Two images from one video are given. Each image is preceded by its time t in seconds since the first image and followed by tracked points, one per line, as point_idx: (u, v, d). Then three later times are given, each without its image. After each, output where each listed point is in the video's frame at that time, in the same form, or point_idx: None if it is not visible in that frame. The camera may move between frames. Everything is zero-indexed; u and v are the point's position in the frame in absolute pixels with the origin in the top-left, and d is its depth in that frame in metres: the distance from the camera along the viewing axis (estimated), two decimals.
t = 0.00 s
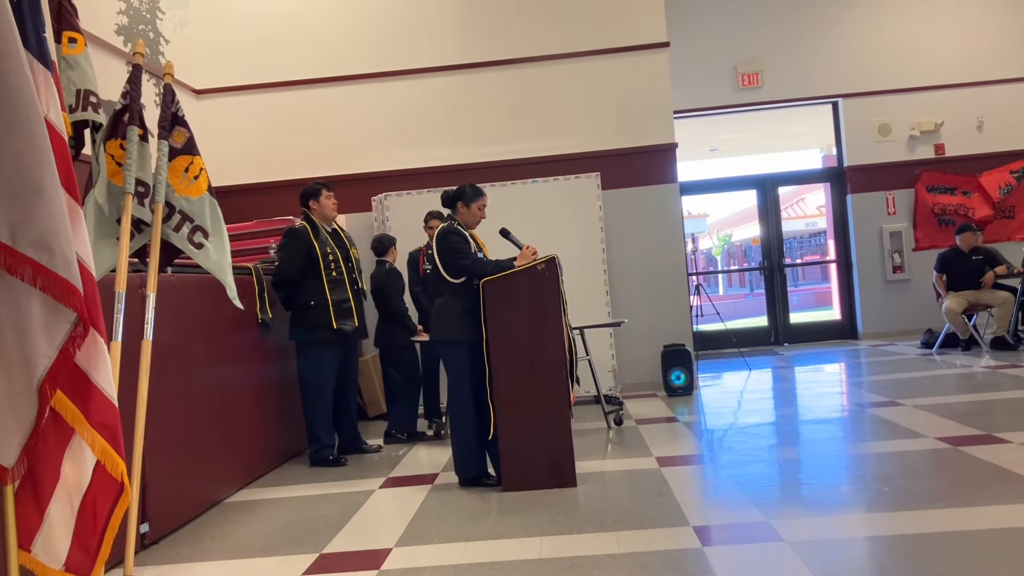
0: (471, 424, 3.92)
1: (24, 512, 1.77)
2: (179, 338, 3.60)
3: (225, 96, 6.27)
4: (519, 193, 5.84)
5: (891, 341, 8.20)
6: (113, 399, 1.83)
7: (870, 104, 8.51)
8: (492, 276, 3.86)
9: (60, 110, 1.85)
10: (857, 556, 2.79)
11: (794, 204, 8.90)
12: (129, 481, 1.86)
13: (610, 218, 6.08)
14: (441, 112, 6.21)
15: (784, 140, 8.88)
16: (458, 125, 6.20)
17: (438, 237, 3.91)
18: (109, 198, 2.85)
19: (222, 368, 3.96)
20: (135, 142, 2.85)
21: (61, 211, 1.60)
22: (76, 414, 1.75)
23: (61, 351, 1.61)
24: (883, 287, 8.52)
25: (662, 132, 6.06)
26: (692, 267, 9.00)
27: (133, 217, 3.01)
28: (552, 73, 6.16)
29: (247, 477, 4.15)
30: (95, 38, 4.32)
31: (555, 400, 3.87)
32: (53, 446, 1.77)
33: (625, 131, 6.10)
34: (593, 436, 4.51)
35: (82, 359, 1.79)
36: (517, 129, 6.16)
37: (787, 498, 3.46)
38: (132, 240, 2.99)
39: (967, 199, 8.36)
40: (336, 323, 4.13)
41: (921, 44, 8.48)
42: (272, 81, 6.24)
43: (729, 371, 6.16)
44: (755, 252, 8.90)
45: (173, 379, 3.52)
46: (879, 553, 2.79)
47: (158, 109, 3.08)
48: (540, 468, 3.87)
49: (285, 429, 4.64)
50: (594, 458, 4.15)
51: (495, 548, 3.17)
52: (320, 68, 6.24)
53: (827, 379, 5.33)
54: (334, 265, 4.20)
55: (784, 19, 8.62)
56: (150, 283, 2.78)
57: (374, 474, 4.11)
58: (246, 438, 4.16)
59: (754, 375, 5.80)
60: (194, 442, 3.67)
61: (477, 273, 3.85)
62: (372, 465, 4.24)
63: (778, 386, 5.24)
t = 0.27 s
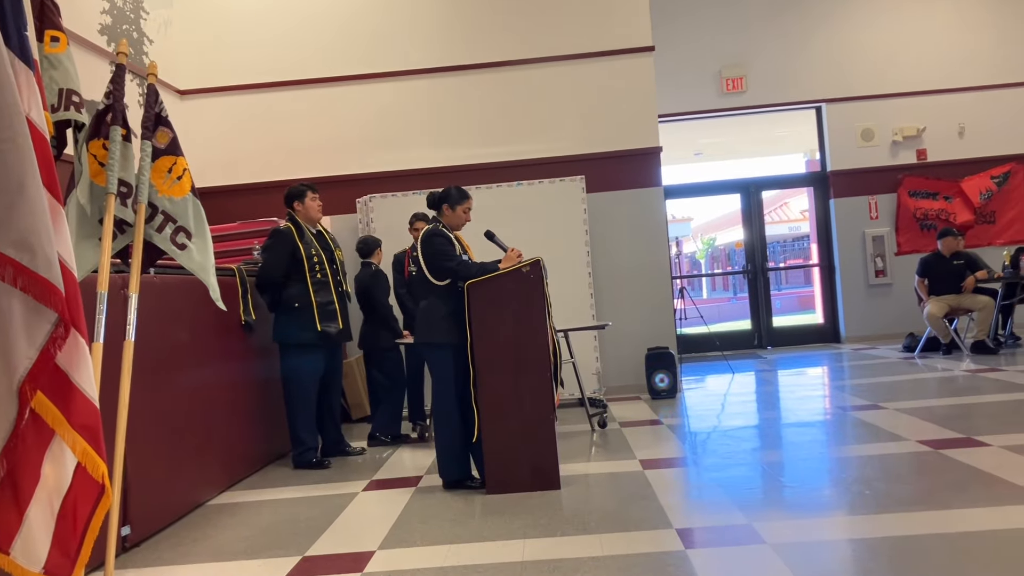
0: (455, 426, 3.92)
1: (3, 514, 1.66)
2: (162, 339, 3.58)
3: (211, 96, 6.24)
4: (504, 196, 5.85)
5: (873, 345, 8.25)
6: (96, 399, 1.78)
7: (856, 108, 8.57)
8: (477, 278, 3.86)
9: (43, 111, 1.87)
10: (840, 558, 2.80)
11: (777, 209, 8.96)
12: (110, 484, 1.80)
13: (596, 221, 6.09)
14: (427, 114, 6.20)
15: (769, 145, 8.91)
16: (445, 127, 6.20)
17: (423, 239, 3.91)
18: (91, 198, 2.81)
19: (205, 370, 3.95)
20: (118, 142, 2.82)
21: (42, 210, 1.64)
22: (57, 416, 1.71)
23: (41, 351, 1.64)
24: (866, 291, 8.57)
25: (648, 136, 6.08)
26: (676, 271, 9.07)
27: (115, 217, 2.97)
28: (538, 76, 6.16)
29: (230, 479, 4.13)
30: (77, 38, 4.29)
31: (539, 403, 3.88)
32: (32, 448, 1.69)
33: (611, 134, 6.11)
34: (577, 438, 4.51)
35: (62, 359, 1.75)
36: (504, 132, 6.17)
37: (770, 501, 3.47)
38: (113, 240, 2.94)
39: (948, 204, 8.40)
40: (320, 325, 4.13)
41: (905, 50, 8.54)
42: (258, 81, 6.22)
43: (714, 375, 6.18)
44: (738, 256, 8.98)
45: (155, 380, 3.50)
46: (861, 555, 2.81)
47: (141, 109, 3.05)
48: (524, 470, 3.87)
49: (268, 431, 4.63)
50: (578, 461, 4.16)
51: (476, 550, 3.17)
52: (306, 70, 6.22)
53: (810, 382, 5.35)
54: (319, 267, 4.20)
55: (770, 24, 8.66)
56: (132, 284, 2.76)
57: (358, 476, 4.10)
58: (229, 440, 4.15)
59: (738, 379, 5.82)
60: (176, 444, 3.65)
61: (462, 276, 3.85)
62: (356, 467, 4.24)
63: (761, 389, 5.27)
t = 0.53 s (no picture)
0: (433, 429, 3.93)
1: None
2: (139, 340, 3.56)
3: (190, 97, 6.19)
4: (483, 200, 5.86)
5: (850, 349, 8.31)
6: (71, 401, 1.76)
7: (834, 115, 8.64)
8: (458, 281, 3.85)
9: (20, 108, 1.85)
10: (817, 560, 2.82)
11: (755, 215, 9.02)
12: (86, 485, 1.77)
13: (577, 225, 6.11)
14: (408, 117, 6.20)
15: (749, 150, 8.96)
16: (425, 131, 6.20)
17: (403, 241, 3.91)
18: (68, 198, 2.77)
19: (183, 371, 3.93)
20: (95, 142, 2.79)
21: (19, 209, 1.64)
22: (31, 418, 1.70)
23: (16, 350, 1.68)
24: (843, 297, 8.63)
25: (628, 141, 6.11)
26: (656, 275, 9.08)
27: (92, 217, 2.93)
28: (519, 80, 6.17)
29: (208, 481, 4.11)
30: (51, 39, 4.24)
31: (517, 405, 3.89)
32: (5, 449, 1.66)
33: (592, 138, 6.13)
34: (556, 441, 4.52)
35: (39, 360, 1.72)
36: (484, 136, 6.18)
37: (748, 504, 3.49)
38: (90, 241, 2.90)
39: (925, 211, 8.51)
40: (299, 327, 4.12)
41: (883, 58, 8.64)
42: (238, 83, 6.19)
43: (692, 379, 6.20)
44: (717, 261, 8.99)
45: (133, 381, 3.48)
46: (837, 557, 2.84)
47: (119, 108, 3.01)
48: (503, 473, 3.89)
49: (246, 433, 4.61)
50: (557, 464, 4.17)
51: (454, 553, 3.17)
52: (286, 72, 6.21)
53: (787, 386, 5.39)
54: (298, 268, 4.19)
55: (750, 30, 8.72)
56: (110, 284, 2.73)
57: (336, 479, 4.09)
58: (207, 442, 4.13)
59: (716, 383, 5.85)
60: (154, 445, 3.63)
61: (442, 278, 3.85)
62: (334, 470, 4.23)
63: (739, 393, 5.30)
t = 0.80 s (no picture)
0: (409, 430, 3.94)
1: None
2: (114, 339, 3.53)
3: (166, 97, 6.13)
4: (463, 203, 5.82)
5: (825, 354, 8.36)
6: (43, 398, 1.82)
7: (809, 123, 8.70)
8: (436, 282, 3.87)
9: None
10: (792, 561, 2.85)
11: (732, 220, 9.06)
12: (56, 483, 1.82)
13: (556, 228, 6.12)
14: (387, 119, 6.18)
15: (726, 156, 8.99)
16: (404, 133, 6.19)
17: (381, 242, 3.92)
18: (42, 194, 2.71)
19: (159, 371, 3.91)
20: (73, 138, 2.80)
21: None
22: (3, 415, 1.75)
23: None
24: (818, 301, 8.69)
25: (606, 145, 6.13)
26: (633, 280, 9.08)
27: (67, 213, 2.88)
28: (498, 84, 6.18)
29: (182, 482, 4.10)
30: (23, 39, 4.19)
31: (494, 407, 3.91)
32: None
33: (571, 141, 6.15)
34: (534, 444, 4.53)
35: (10, 357, 1.79)
36: (463, 139, 6.18)
37: (723, 505, 3.52)
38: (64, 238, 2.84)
39: (899, 216, 8.59)
40: (275, 328, 4.11)
41: (859, 65, 8.72)
42: (215, 83, 6.15)
43: (668, 382, 6.22)
44: (694, 266, 9.02)
45: (108, 380, 3.47)
46: (811, 557, 2.87)
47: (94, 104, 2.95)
48: (479, 475, 3.90)
49: (222, 434, 4.59)
50: (534, 466, 4.19)
51: (429, 555, 3.17)
52: (264, 73, 6.17)
53: (762, 390, 5.44)
54: (275, 269, 4.18)
55: (730, 35, 8.77)
56: (85, 281, 2.69)
57: (312, 481, 4.09)
58: (183, 442, 4.11)
59: (693, 386, 5.89)
60: (129, 445, 3.61)
61: (420, 279, 3.86)
62: (310, 472, 4.22)
63: (715, 396, 5.35)
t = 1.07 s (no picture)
0: (376, 437, 3.92)
1: None
2: (76, 344, 3.48)
3: (133, 102, 6.07)
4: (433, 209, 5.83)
5: (791, 363, 8.44)
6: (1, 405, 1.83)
7: (774, 137, 8.79)
8: (405, 288, 3.87)
9: None
10: (756, 567, 2.87)
11: (700, 231, 9.11)
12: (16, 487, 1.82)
13: (526, 235, 6.13)
14: (358, 125, 6.16)
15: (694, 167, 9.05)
16: (374, 139, 6.17)
17: (350, 248, 3.93)
18: (3, 195, 2.68)
19: (121, 377, 3.85)
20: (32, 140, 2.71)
21: None
22: None
23: None
24: (784, 310, 8.76)
25: (577, 153, 6.15)
26: (601, 289, 9.17)
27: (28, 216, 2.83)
28: (468, 92, 6.18)
29: (144, 491, 4.04)
30: None
31: (463, 415, 3.90)
32: None
33: (543, 150, 6.16)
34: (502, 452, 4.53)
35: None
36: (432, 147, 6.17)
37: (690, 512, 3.54)
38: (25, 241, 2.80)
39: (864, 228, 8.69)
40: (242, 334, 4.08)
41: (827, 77, 8.84)
42: (182, 87, 6.09)
43: (636, 391, 6.24)
44: (662, 276, 9.12)
45: (69, 387, 3.41)
46: (775, 563, 2.90)
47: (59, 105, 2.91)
48: (447, 482, 3.89)
49: (186, 442, 4.54)
50: (502, 474, 4.19)
51: (392, 563, 3.15)
52: (232, 78, 6.12)
53: (730, 398, 5.48)
54: (242, 274, 4.14)
55: (701, 45, 8.83)
56: (45, 284, 2.65)
57: (278, 489, 4.06)
58: (145, 450, 4.05)
59: (661, 395, 5.92)
60: (89, 453, 3.55)
61: (389, 285, 3.85)
62: (275, 481, 4.19)
63: (683, 405, 5.38)
